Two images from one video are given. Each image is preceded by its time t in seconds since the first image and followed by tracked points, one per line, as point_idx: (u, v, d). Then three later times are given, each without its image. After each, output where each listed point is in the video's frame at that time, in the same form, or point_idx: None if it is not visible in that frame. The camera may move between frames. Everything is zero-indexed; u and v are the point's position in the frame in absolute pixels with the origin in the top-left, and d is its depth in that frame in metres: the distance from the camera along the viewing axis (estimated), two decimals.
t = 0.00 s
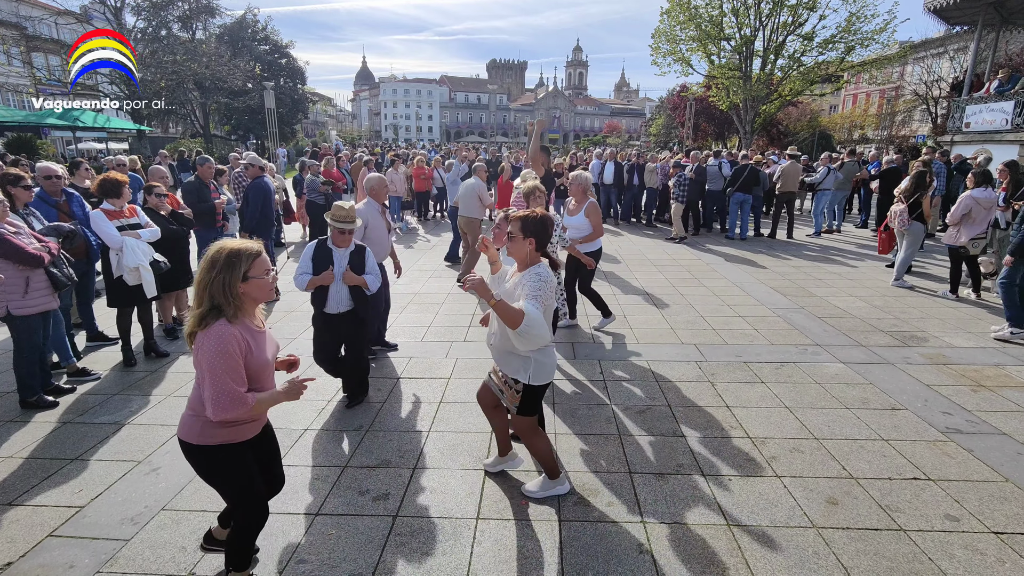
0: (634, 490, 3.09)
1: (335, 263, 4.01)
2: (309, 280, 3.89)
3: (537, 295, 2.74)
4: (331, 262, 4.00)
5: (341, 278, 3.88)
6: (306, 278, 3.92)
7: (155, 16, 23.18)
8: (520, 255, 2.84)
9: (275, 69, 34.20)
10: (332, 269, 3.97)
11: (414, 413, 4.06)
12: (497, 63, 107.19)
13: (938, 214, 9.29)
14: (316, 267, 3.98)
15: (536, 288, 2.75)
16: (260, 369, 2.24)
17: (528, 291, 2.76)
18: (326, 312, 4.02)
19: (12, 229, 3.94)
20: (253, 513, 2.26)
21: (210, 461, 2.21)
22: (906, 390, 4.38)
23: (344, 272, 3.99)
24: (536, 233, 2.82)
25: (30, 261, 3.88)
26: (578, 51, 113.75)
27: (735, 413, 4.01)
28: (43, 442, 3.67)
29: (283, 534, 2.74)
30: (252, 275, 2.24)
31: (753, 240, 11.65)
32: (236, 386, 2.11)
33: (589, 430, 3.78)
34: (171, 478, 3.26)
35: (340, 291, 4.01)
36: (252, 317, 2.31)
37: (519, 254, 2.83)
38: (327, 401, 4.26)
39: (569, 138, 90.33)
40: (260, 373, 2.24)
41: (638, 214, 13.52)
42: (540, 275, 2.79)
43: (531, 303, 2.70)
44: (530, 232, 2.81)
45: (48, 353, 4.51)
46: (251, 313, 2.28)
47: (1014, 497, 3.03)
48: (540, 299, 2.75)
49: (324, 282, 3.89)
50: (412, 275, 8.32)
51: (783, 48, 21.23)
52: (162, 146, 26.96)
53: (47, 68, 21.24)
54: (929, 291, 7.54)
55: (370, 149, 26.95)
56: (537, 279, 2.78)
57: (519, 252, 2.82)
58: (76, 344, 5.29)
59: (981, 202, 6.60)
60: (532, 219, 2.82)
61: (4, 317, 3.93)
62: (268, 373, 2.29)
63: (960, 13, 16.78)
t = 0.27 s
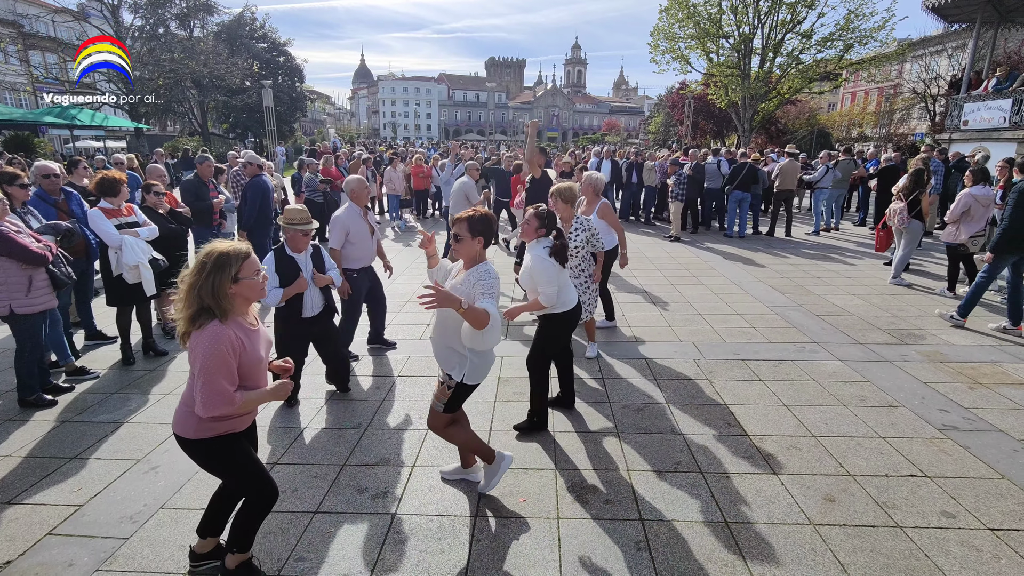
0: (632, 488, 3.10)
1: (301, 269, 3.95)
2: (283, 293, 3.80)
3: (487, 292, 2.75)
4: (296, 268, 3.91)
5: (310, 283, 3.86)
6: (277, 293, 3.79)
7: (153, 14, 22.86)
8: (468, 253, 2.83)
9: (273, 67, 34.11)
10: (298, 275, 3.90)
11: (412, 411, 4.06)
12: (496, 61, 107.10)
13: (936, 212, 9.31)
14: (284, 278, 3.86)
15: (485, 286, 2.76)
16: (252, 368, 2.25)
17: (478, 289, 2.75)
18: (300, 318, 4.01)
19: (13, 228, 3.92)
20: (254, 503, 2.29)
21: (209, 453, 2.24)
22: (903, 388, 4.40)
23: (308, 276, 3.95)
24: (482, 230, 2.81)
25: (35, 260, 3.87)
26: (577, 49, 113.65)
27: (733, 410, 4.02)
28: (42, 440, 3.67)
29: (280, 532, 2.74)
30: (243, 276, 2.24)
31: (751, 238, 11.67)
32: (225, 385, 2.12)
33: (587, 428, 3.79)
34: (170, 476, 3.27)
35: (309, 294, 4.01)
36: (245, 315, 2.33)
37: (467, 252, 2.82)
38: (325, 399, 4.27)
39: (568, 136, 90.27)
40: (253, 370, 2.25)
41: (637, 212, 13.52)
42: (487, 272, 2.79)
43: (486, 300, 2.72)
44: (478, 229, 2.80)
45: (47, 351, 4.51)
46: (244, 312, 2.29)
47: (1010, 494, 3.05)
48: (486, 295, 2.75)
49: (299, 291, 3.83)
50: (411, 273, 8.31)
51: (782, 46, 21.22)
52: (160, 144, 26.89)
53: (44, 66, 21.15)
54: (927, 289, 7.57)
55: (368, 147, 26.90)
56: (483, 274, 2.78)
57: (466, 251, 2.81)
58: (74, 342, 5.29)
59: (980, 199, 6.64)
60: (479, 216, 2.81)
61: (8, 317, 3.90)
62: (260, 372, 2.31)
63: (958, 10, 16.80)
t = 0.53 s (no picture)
0: (630, 485, 3.11)
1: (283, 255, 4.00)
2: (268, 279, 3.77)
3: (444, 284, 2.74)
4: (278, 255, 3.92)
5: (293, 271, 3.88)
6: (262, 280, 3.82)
7: (151, 12, 22.74)
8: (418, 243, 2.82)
9: (271, 65, 34.02)
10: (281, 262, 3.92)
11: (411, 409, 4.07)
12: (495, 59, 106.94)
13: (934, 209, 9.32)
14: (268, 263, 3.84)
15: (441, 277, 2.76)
16: (252, 373, 2.23)
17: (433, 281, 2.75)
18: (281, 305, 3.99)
19: (14, 225, 3.94)
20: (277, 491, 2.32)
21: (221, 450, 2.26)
22: (901, 386, 4.41)
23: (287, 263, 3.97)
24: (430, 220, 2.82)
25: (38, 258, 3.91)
26: (576, 47, 113.50)
27: (731, 408, 4.03)
28: (41, 439, 3.67)
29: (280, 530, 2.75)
30: (256, 279, 2.23)
31: (750, 236, 11.68)
32: (219, 387, 2.11)
33: (586, 426, 3.79)
34: (170, 474, 3.27)
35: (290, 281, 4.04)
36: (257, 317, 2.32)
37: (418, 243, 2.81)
38: (324, 398, 4.27)
39: (567, 134, 90.21)
40: (254, 372, 2.23)
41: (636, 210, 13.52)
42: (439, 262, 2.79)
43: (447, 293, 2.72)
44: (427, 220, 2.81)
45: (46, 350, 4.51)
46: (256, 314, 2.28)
47: (1007, 491, 3.06)
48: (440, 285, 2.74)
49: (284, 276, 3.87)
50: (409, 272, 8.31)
51: (782, 44, 21.21)
52: (158, 142, 26.83)
53: (42, 65, 21.08)
54: (925, 287, 7.58)
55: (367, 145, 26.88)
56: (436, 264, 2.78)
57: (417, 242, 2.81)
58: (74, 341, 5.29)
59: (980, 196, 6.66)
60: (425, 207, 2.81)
61: (10, 315, 3.90)
62: (262, 379, 2.28)
63: (958, 8, 16.80)
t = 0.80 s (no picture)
0: (629, 484, 3.12)
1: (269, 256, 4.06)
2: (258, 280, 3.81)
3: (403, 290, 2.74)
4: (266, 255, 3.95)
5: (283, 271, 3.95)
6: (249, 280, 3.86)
7: (149, 10, 22.70)
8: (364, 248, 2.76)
9: (271, 63, 33.98)
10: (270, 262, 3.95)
11: (410, 407, 4.07)
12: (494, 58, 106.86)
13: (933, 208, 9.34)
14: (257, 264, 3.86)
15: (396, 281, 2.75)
16: (277, 360, 2.21)
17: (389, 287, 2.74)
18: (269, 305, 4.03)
19: (14, 224, 3.95)
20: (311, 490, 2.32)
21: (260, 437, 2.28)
22: (900, 384, 4.42)
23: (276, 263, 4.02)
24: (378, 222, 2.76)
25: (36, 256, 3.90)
26: (575, 45, 113.45)
27: (731, 407, 4.04)
28: (40, 438, 3.68)
29: (279, 529, 2.75)
30: (296, 267, 2.21)
31: (750, 234, 11.70)
32: (235, 369, 2.10)
33: (585, 424, 3.80)
34: (170, 473, 3.27)
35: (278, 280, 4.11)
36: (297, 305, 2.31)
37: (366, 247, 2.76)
38: (324, 396, 4.28)
39: (566, 133, 90.20)
40: (283, 359, 2.20)
41: (635, 209, 13.54)
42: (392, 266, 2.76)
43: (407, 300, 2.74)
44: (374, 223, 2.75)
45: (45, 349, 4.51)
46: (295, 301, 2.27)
47: (1005, 489, 3.07)
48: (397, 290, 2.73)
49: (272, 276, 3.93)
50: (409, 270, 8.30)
51: (781, 42, 21.21)
52: (157, 141, 26.81)
53: (40, 63, 21.05)
54: (924, 285, 7.59)
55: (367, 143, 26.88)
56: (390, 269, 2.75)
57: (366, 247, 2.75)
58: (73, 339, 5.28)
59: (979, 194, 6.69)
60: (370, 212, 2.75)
61: (9, 313, 3.90)
62: (287, 368, 2.24)
63: (957, 6, 16.81)
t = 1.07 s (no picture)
0: (628, 482, 3.12)
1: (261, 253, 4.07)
2: (249, 280, 3.92)
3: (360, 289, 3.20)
4: (258, 254, 4.01)
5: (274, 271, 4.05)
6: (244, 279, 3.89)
7: (148, 8, 22.70)
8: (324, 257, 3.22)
9: (270, 62, 33.95)
10: (262, 262, 4.04)
11: (410, 406, 4.08)
12: (493, 57, 106.79)
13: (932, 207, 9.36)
14: (249, 264, 3.96)
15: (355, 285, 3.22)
16: (335, 351, 2.20)
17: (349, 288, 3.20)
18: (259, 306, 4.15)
19: (12, 223, 3.95)
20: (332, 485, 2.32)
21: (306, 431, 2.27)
22: (899, 383, 4.42)
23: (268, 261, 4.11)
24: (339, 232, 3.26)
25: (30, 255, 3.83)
26: (574, 44, 113.41)
27: (730, 405, 4.04)
28: (40, 436, 3.68)
29: (279, 529, 2.76)
30: (348, 254, 2.21)
31: (749, 233, 11.71)
32: (299, 364, 2.09)
33: (583, 422, 3.81)
34: (169, 471, 3.28)
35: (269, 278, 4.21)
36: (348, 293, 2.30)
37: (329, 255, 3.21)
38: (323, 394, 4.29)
39: (566, 131, 90.15)
40: (342, 347, 2.20)
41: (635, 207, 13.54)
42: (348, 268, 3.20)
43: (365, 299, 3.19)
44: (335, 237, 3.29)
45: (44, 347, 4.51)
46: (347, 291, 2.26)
47: (1003, 488, 3.08)
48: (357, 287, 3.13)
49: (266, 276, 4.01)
50: (407, 269, 8.31)
51: (780, 41, 21.20)
52: (156, 139, 26.78)
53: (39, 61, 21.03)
54: (923, 284, 7.59)
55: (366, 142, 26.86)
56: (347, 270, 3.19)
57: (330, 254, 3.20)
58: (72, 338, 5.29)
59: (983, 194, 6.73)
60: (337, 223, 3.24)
61: (5, 312, 3.91)
62: (344, 358, 2.23)
63: (957, 5, 16.80)
